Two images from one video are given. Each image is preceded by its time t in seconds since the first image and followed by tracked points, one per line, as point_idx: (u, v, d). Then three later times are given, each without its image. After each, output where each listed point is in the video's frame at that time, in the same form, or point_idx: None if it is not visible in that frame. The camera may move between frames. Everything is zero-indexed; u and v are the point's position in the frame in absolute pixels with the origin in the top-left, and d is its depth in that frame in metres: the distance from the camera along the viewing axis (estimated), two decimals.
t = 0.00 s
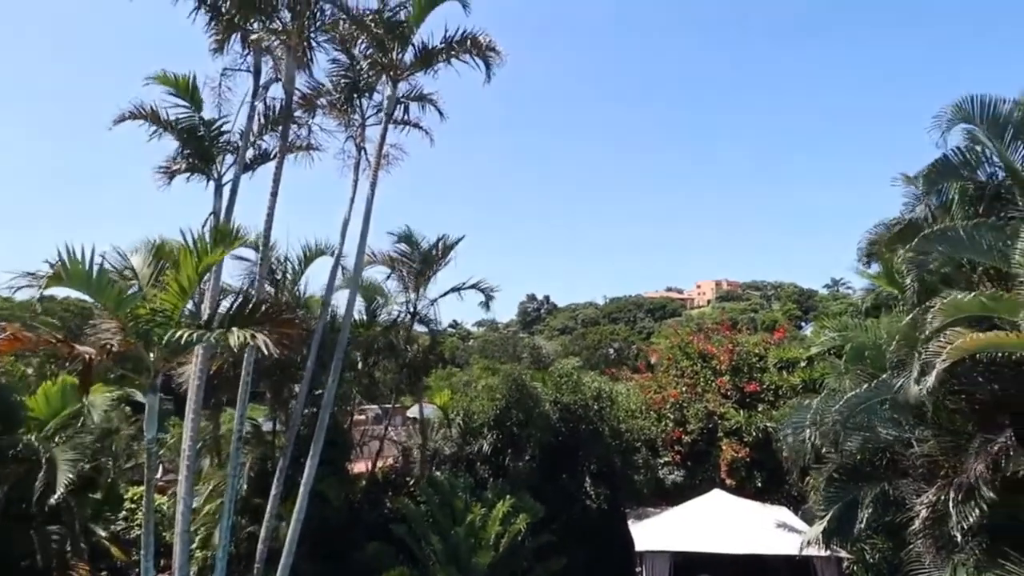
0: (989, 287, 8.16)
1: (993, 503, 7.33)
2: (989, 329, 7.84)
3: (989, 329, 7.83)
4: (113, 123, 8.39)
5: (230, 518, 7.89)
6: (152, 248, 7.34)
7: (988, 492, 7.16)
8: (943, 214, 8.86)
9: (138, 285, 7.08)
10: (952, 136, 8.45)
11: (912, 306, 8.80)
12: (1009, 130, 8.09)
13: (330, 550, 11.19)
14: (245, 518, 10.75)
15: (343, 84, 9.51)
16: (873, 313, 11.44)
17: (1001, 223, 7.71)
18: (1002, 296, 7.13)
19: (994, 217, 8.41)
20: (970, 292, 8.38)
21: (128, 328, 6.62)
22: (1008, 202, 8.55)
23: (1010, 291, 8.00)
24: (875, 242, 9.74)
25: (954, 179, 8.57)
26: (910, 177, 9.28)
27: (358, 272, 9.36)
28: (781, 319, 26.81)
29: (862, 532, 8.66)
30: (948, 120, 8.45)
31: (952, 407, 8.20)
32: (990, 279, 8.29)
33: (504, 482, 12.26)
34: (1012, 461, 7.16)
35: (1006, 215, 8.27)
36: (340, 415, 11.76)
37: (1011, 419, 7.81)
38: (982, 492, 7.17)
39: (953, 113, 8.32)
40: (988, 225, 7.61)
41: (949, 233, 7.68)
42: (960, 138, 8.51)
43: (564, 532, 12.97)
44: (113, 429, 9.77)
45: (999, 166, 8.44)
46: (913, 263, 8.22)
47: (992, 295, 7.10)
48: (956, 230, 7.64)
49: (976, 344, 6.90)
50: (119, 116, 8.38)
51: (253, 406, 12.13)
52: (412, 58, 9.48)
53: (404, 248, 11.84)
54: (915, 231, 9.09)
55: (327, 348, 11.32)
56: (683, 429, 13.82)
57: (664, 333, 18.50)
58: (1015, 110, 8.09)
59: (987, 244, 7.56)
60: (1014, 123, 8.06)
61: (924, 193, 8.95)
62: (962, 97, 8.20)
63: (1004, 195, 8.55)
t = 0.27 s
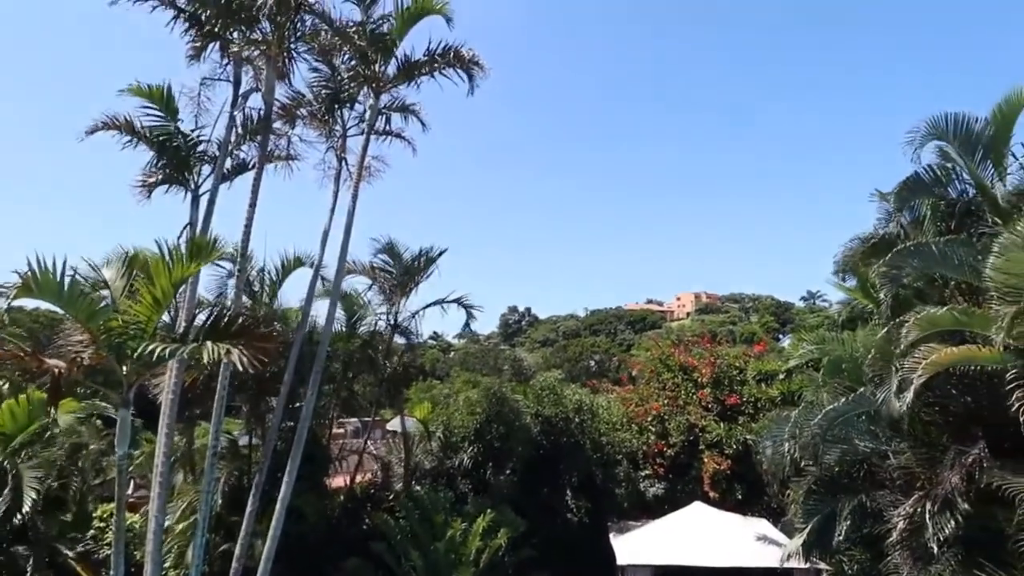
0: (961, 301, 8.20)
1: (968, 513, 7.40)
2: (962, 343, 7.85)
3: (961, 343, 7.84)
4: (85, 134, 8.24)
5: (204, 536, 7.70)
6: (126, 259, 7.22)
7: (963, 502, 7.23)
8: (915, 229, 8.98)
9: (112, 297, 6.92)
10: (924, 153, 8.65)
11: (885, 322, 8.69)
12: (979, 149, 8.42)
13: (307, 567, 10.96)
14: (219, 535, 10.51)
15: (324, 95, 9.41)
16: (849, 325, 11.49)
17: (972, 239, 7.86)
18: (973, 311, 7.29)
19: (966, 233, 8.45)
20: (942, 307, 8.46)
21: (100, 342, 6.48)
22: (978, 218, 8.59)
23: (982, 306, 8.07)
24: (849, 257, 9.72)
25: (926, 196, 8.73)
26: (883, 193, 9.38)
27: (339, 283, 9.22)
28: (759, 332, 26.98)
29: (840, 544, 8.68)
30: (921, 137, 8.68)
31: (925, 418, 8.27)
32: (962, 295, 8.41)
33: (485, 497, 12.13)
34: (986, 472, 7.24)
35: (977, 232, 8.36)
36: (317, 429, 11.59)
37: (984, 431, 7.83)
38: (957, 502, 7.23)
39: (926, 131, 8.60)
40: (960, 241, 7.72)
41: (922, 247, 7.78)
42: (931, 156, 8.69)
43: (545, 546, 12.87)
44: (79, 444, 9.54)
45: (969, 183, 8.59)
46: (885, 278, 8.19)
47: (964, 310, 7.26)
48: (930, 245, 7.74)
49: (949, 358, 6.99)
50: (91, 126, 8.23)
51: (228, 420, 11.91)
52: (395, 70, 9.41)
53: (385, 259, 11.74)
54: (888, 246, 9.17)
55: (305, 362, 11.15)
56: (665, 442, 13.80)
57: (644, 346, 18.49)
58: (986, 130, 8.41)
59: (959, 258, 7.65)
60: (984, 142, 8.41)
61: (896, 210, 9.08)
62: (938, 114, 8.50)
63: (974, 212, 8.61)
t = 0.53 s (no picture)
0: (943, 313, 8.13)
1: (953, 525, 7.42)
2: (944, 356, 7.87)
3: (945, 355, 7.86)
4: (68, 144, 8.12)
5: (186, 551, 7.56)
6: (109, 270, 7.13)
7: (948, 513, 7.27)
8: (897, 242, 8.94)
9: (94, 309, 6.82)
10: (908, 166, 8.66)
11: (870, 333, 8.68)
12: (961, 163, 8.48)
13: None
14: (201, 550, 10.35)
15: (312, 104, 9.39)
16: (835, 335, 11.53)
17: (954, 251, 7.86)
18: (955, 323, 7.30)
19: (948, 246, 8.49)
20: (924, 318, 8.43)
21: (80, 354, 6.39)
22: (960, 232, 8.65)
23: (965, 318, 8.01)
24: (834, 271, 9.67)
25: (908, 210, 8.71)
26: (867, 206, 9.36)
27: (326, 294, 9.15)
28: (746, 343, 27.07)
29: (826, 557, 8.61)
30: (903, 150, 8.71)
31: (911, 429, 8.24)
32: (945, 306, 8.31)
33: (472, 509, 12.03)
34: (969, 483, 7.28)
35: (958, 244, 8.40)
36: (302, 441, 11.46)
37: (967, 441, 7.83)
38: (942, 513, 7.26)
39: (909, 144, 8.63)
40: (940, 253, 7.76)
41: (905, 259, 7.78)
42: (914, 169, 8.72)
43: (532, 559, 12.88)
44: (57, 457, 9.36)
45: (951, 197, 8.62)
46: (869, 289, 8.15)
47: (947, 322, 7.26)
48: (913, 256, 7.75)
49: (933, 371, 6.98)
50: (74, 137, 8.13)
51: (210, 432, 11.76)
52: (383, 80, 9.39)
53: (373, 270, 11.68)
54: (871, 258, 9.18)
55: (290, 374, 11.05)
56: (654, 453, 13.74)
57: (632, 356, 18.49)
58: (967, 144, 8.46)
59: (941, 270, 7.68)
60: (965, 156, 8.47)
61: (879, 222, 9.04)
62: (921, 128, 8.54)
63: (956, 224, 8.67)
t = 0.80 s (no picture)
0: (931, 331, 8.17)
1: (943, 544, 7.38)
2: (933, 374, 7.87)
3: (932, 373, 7.86)
4: (57, 160, 8.05)
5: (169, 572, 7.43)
6: (97, 287, 7.05)
7: (939, 531, 7.25)
8: (884, 259, 9.08)
9: (80, 327, 6.73)
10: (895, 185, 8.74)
11: (859, 350, 8.65)
12: (945, 182, 8.53)
13: None
14: (186, 571, 10.19)
15: (305, 121, 9.36)
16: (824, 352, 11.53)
17: (939, 269, 7.92)
18: (942, 342, 7.35)
19: (934, 264, 8.60)
20: (912, 336, 8.45)
21: (65, 372, 6.31)
22: (946, 249, 8.74)
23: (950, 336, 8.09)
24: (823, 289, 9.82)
25: (894, 228, 8.79)
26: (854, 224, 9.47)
27: (315, 311, 9.07)
28: (736, 359, 27.11)
29: None
30: (889, 169, 8.78)
31: (900, 446, 8.27)
32: (931, 323, 8.41)
33: (462, 529, 11.93)
34: (959, 501, 7.26)
35: (944, 262, 8.49)
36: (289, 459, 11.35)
37: (956, 458, 7.82)
38: (933, 531, 7.25)
39: (895, 163, 8.71)
40: (926, 271, 7.81)
41: (891, 277, 7.81)
42: (900, 188, 8.77)
43: None
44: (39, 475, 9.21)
45: (936, 216, 8.64)
46: (857, 307, 8.17)
47: (933, 341, 7.30)
48: (899, 275, 7.78)
49: (921, 390, 7.00)
50: (64, 152, 8.09)
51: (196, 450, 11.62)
52: (375, 98, 9.43)
53: (362, 288, 11.63)
54: (859, 276, 9.33)
55: (279, 392, 10.96)
56: (645, 471, 13.67)
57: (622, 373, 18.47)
58: (951, 163, 8.54)
59: (928, 288, 7.72)
60: (949, 176, 8.52)
61: (866, 240, 9.14)
62: (905, 147, 8.63)
63: (941, 242, 8.75)
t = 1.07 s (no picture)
0: (924, 349, 8.18)
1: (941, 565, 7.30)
2: (925, 393, 7.84)
3: (926, 392, 7.84)
4: (54, 173, 8.05)
5: None
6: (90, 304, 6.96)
7: (934, 551, 7.21)
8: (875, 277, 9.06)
9: (71, 344, 6.68)
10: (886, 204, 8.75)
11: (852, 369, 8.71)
12: (935, 201, 8.56)
13: None
14: None
15: (301, 138, 9.36)
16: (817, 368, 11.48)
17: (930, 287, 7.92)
18: (934, 360, 7.35)
19: (925, 282, 8.63)
20: (905, 354, 8.43)
21: (56, 390, 6.19)
22: (935, 267, 8.79)
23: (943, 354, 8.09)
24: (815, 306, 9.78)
25: (886, 246, 8.82)
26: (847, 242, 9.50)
27: (308, 328, 9.01)
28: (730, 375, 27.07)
29: None
30: (880, 188, 8.79)
31: (895, 464, 8.20)
32: (924, 341, 8.35)
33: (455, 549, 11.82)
34: (956, 521, 7.21)
35: (933, 280, 8.55)
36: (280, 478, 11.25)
37: (950, 476, 7.79)
38: (928, 550, 7.22)
39: (885, 183, 8.72)
40: (918, 289, 7.80)
41: (884, 295, 7.83)
42: (891, 206, 8.80)
43: None
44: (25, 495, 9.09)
45: (927, 234, 8.69)
46: (850, 325, 8.18)
47: (925, 359, 7.30)
48: (891, 293, 7.79)
49: (914, 409, 6.98)
50: (63, 164, 8.09)
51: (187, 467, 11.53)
52: (370, 116, 9.42)
53: (352, 305, 11.60)
54: (853, 294, 9.38)
55: (270, 409, 10.88)
56: (638, 489, 13.63)
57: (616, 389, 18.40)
58: (940, 182, 8.56)
59: (920, 306, 7.72)
60: (939, 194, 8.55)
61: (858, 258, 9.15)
62: (894, 166, 8.62)
63: (931, 260, 8.79)
